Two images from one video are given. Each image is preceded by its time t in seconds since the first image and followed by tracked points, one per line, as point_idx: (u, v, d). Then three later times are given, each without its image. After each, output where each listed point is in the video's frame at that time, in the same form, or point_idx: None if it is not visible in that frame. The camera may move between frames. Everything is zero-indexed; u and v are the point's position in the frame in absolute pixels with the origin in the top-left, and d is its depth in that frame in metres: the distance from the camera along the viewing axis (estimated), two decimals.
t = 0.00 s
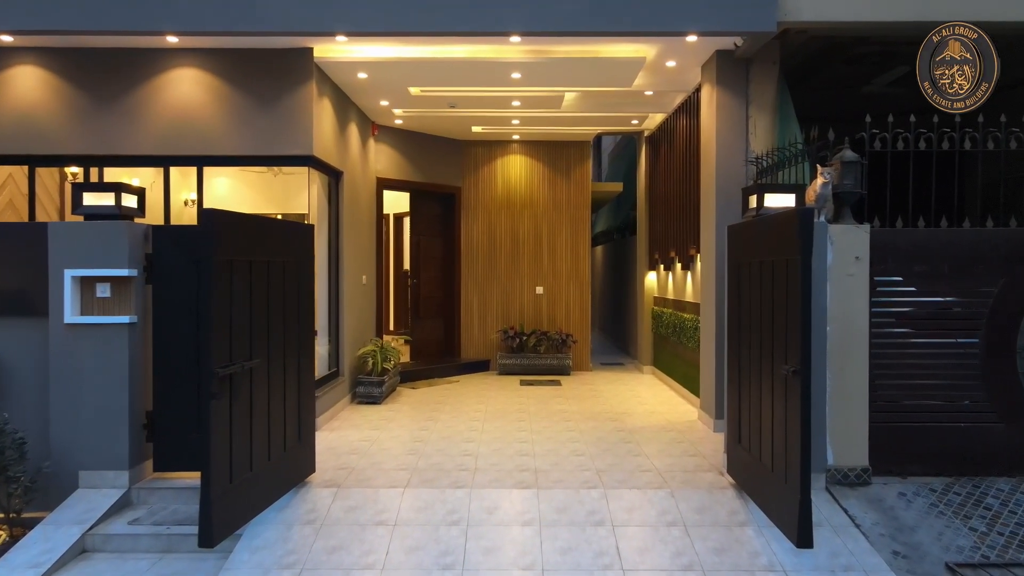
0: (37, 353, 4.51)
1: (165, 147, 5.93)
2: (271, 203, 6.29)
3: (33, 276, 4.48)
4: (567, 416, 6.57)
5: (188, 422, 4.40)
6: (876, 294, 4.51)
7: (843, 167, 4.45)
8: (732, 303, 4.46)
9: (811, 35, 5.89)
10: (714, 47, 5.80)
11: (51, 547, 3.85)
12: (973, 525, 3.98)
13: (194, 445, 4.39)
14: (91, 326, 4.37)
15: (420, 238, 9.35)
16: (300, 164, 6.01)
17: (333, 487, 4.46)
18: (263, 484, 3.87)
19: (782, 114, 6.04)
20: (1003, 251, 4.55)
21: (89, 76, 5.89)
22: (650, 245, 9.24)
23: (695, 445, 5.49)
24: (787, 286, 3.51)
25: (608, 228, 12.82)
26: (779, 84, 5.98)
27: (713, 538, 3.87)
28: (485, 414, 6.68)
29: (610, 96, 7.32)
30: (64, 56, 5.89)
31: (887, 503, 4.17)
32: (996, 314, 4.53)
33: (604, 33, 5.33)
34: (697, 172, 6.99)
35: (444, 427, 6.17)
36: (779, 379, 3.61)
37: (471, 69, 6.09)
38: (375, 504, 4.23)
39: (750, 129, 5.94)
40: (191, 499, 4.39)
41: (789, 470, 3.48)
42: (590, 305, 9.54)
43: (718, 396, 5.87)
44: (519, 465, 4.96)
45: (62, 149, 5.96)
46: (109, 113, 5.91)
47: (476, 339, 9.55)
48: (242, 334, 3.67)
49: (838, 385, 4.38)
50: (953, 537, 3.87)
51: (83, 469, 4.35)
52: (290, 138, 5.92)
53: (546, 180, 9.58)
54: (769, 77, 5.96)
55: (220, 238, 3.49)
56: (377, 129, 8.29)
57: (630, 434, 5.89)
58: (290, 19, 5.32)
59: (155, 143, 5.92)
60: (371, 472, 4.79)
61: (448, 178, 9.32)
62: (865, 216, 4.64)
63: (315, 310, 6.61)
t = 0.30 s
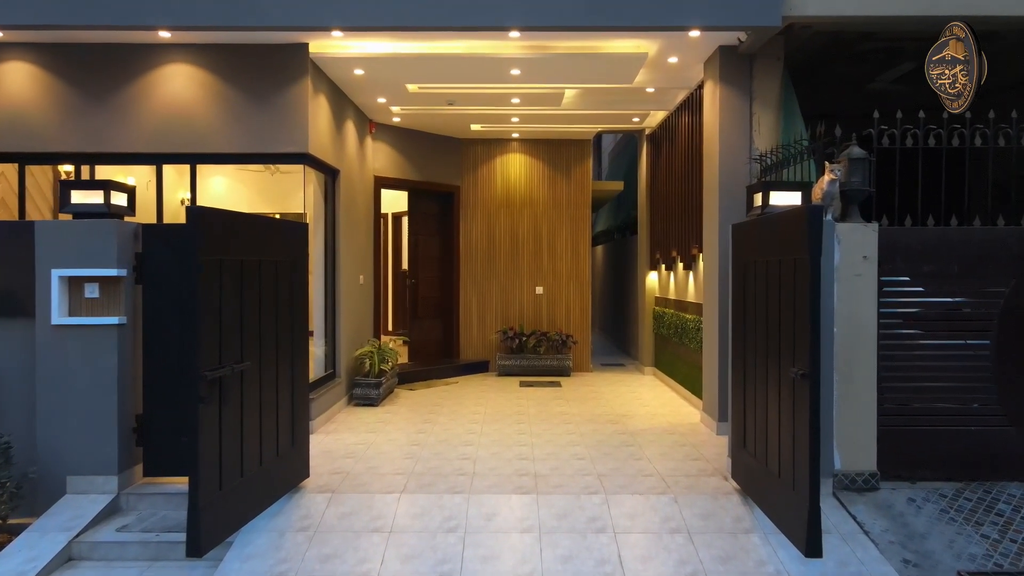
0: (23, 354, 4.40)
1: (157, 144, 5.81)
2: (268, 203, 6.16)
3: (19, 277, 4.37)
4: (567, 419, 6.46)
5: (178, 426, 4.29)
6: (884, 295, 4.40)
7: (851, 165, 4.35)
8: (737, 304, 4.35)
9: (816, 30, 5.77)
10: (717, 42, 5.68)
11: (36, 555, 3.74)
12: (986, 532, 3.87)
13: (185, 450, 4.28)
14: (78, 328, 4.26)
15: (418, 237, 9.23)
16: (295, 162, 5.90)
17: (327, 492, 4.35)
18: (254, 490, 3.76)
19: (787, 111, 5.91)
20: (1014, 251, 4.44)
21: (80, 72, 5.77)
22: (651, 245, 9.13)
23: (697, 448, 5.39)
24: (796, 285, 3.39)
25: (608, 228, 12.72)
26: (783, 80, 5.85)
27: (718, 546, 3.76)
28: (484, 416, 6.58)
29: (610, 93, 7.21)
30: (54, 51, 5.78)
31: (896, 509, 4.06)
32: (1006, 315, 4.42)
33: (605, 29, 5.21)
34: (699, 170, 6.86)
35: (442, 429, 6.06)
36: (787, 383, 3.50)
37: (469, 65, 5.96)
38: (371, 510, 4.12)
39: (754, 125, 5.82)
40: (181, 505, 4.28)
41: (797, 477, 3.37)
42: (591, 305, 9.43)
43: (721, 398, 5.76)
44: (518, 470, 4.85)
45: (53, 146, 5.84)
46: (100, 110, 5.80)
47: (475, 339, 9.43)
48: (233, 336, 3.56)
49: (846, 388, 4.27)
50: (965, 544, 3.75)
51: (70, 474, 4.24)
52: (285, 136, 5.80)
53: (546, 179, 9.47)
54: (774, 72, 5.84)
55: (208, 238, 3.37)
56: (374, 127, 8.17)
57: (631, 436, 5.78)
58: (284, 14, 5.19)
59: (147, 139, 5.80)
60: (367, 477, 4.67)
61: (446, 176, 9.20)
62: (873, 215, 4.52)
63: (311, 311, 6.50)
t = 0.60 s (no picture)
0: (10, 356, 4.30)
1: (149, 141, 5.70)
2: (267, 204, 6.06)
3: (5, 276, 4.26)
4: (567, 421, 6.36)
5: (168, 429, 4.18)
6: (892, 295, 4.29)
7: (859, 161, 4.21)
8: (742, 304, 4.24)
9: (821, 25, 5.66)
10: (720, 38, 5.58)
11: (22, 563, 3.64)
12: (998, 539, 3.75)
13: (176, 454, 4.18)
14: (66, 328, 4.15)
15: (417, 236, 9.12)
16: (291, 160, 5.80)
17: (322, 497, 4.24)
18: (245, 496, 3.66)
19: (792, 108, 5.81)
20: None
21: (71, 68, 5.67)
22: (652, 244, 9.02)
23: (700, 451, 5.28)
24: (804, 285, 3.28)
25: (609, 227, 12.61)
26: (788, 77, 5.73)
27: (722, 553, 3.65)
28: (483, 418, 6.47)
29: (611, 90, 7.11)
30: (44, 47, 5.67)
31: (906, 515, 3.95)
32: (1018, 316, 4.31)
33: (606, 23, 5.10)
34: (702, 168, 6.76)
35: (440, 432, 5.95)
36: (795, 385, 3.39)
37: (467, 60, 5.85)
38: (366, 516, 4.01)
39: (758, 122, 5.72)
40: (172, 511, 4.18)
41: (805, 483, 3.26)
42: (591, 305, 9.32)
43: (725, 400, 5.66)
44: (518, 474, 4.74)
45: (43, 143, 5.74)
46: (91, 107, 5.70)
47: (474, 340, 9.32)
48: (223, 337, 3.45)
49: (854, 391, 4.16)
50: (977, 551, 3.63)
51: (58, 479, 4.14)
52: (280, 133, 5.70)
53: (546, 178, 9.36)
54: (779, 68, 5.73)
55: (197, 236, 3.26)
56: (372, 125, 8.07)
57: (632, 439, 5.68)
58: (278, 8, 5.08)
59: (140, 136, 5.70)
60: (363, 481, 4.57)
61: (445, 175, 9.10)
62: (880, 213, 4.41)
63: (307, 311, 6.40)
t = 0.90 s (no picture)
0: None
1: (143, 138, 5.59)
2: (265, 203, 5.89)
3: None
4: (568, 423, 6.25)
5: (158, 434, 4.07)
6: (901, 296, 4.19)
7: (868, 158, 4.08)
8: (748, 304, 4.13)
9: (827, 20, 5.55)
10: (724, 32, 5.48)
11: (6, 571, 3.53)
12: (1012, 546, 3.61)
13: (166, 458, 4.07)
14: (54, 329, 4.04)
15: (416, 235, 9.02)
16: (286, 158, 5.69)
17: (316, 503, 4.14)
18: (237, 502, 3.55)
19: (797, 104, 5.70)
20: None
21: (62, 63, 5.56)
22: (653, 244, 8.91)
23: (703, 454, 5.18)
24: (814, 286, 3.17)
25: (609, 227, 12.55)
26: (793, 73, 5.62)
27: (728, 560, 3.54)
28: (482, 420, 6.37)
29: (612, 87, 7.01)
30: (36, 42, 5.57)
31: (916, 521, 3.85)
32: None
33: (608, 17, 4.99)
34: (705, 166, 6.65)
35: (439, 435, 5.84)
36: (804, 389, 3.28)
37: (466, 56, 5.74)
38: (362, 522, 3.90)
39: (762, 119, 5.62)
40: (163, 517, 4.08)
41: (815, 490, 3.15)
42: (592, 306, 9.21)
43: (728, 402, 5.57)
44: (518, 478, 4.63)
45: (34, 140, 5.64)
46: (83, 103, 5.59)
47: (473, 340, 9.22)
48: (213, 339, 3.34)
49: (863, 394, 4.05)
50: (991, 559, 3.49)
51: (45, 484, 4.03)
52: (275, 130, 5.59)
53: (546, 177, 9.25)
54: (784, 64, 5.63)
55: (186, 234, 3.15)
56: (370, 122, 7.96)
57: (634, 442, 5.58)
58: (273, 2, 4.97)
59: (133, 133, 5.59)
60: (359, 486, 4.46)
61: (444, 173, 8.99)
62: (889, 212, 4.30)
63: (304, 311, 6.29)
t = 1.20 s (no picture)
0: None
1: (135, 134, 5.49)
2: (261, 204, 5.85)
3: None
4: (569, 426, 6.14)
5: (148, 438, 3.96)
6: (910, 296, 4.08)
7: (877, 154, 3.99)
8: (755, 305, 4.02)
9: (834, 15, 5.44)
10: (728, 27, 5.37)
11: None
12: None
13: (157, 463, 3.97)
14: (41, 330, 3.93)
15: (414, 235, 8.90)
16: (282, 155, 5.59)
17: (311, 509, 4.03)
18: (228, 509, 3.44)
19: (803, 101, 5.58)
20: None
21: (53, 59, 5.46)
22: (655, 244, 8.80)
23: (708, 458, 5.08)
24: (825, 286, 3.06)
25: (610, 226, 12.49)
26: (798, 69, 5.51)
27: (735, 569, 3.43)
28: (482, 422, 6.27)
29: (613, 84, 6.90)
30: (26, 37, 5.46)
31: (928, 528, 3.74)
32: None
33: (610, 12, 4.88)
34: (708, 164, 6.54)
35: (437, 437, 5.74)
36: (814, 392, 3.17)
37: (466, 52, 5.62)
38: (358, 529, 3.80)
39: (767, 115, 5.50)
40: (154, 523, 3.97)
41: (826, 497, 3.04)
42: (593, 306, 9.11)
43: (733, 404, 5.47)
44: (518, 482, 4.53)
45: (24, 137, 5.53)
46: (74, 99, 5.48)
47: (473, 341, 9.11)
48: (203, 341, 3.23)
49: (872, 398, 3.94)
50: (1005, 567, 3.37)
51: (32, 490, 3.93)
52: (271, 128, 5.49)
53: (547, 175, 9.15)
54: (790, 59, 5.50)
55: (174, 233, 3.03)
56: (368, 120, 7.86)
57: (637, 445, 5.47)
58: None
59: (126, 129, 5.48)
60: (355, 491, 4.35)
61: (443, 172, 8.88)
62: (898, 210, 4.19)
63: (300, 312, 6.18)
